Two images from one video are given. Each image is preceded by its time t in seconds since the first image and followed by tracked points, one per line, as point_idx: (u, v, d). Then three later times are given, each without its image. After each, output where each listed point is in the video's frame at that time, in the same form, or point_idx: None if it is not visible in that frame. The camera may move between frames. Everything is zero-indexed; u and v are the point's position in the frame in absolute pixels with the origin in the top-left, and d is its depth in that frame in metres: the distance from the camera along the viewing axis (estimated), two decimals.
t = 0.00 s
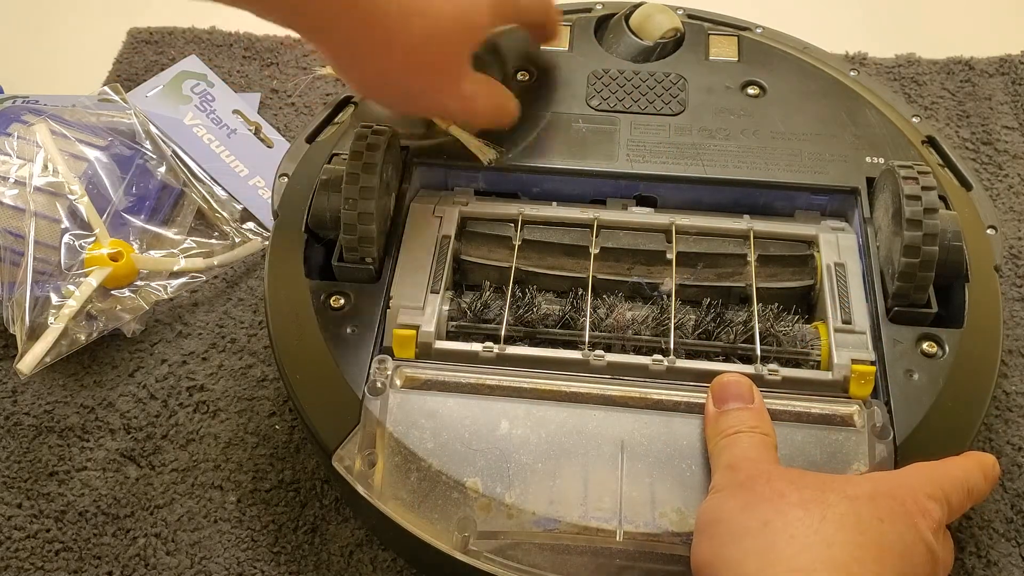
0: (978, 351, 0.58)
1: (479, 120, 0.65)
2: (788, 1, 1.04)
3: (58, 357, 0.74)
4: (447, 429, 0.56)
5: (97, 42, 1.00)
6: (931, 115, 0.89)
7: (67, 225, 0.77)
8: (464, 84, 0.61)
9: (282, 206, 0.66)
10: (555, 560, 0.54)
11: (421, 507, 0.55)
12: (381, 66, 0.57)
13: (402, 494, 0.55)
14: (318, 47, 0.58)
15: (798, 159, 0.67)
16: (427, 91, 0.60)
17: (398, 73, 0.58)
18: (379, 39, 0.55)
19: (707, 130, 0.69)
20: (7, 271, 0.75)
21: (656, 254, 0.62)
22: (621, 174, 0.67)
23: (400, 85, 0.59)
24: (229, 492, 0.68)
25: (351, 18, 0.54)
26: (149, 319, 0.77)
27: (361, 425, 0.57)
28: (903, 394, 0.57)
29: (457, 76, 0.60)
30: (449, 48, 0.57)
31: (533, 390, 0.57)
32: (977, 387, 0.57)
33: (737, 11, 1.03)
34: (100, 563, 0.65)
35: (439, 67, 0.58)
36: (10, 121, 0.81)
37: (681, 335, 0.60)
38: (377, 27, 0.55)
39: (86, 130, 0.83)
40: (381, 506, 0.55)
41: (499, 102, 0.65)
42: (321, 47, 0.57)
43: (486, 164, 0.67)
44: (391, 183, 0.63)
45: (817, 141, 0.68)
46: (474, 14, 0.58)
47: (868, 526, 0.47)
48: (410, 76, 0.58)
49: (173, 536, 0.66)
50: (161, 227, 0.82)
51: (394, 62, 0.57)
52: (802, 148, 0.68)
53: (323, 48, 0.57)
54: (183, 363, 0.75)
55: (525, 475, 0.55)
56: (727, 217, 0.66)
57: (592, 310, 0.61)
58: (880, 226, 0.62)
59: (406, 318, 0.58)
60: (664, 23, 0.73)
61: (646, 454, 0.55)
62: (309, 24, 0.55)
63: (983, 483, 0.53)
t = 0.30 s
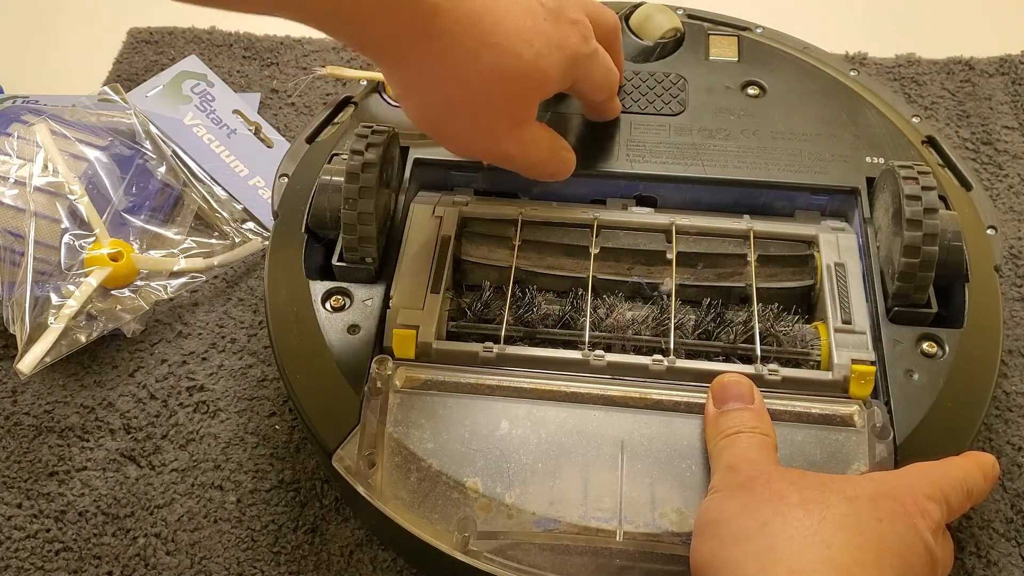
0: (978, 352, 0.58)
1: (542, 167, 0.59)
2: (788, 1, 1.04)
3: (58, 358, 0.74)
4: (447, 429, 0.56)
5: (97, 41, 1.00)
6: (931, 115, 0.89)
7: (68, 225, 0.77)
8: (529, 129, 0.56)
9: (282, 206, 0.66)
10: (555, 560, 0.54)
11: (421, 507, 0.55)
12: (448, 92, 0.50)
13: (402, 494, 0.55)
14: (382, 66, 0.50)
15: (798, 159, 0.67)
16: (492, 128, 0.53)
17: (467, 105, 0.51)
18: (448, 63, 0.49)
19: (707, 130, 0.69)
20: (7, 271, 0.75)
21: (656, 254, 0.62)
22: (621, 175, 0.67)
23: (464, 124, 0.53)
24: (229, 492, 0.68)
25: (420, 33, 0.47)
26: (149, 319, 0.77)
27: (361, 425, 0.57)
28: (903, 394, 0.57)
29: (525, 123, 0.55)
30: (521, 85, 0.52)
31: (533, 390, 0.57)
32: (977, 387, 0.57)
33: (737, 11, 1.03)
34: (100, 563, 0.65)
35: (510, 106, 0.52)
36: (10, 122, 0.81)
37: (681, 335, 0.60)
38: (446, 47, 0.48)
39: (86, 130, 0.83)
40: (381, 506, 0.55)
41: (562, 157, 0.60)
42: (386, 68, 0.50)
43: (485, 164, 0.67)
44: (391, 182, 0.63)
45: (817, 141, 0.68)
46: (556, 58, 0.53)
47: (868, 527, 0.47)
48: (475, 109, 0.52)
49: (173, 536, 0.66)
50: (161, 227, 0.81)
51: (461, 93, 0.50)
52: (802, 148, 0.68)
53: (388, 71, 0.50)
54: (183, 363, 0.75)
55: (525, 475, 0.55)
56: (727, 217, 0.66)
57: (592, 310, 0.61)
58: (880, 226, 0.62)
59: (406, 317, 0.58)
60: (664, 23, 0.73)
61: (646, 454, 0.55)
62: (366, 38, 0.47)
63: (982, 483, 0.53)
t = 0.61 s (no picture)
0: (978, 353, 0.58)
1: (524, 168, 0.59)
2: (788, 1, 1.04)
3: (58, 358, 0.74)
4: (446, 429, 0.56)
5: (97, 41, 1.00)
6: (931, 115, 0.89)
7: (67, 225, 0.77)
8: (513, 130, 0.56)
9: (282, 205, 0.66)
10: (555, 560, 0.54)
11: (421, 507, 0.55)
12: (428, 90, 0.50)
13: (402, 494, 0.55)
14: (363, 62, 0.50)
15: (797, 159, 0.67)
16: (473, 127, 0.53)
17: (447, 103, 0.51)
18: (430, 60, 0.49)
19: (707, 130, 0.69)
20: (7, 271, 0.75)
21: (656, 254, 0.62)
22: (621, 174, 0.67)
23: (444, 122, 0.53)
24: (229, 492, 0.68)
25: (403, 30, 0.47)
26: (149, 319, 0.78)
27: (361, 425, 0.57)
28: (902, 394, 0.57)
29: (507, 123, 0.55)
30: (503, 86, 0.52)
31: (533, 390, 0.57)
32: (977, 386, 0.57)
33: (737, 11, 1.03)
34: (100, 563, 0.65)
35: (490, 106, 0.53)
36: (10, 122, 0.81)
37: (681, 335, 0.60)
38: (429, 45, 0.48)
39: (86, 130, 0.83)
40: (381, 506, 0.55)
41: (543, 160, 0.60)
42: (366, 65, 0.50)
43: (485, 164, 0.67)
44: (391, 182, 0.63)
45: (816, 141, 0.68)
46: (538, 61, 0.53)
47: (869, 529, 0.47)
48: (455, 108, 0.52)
49: (173, 536, 0.66)
50: (161, 227, 0.81)
51: (442, 91, 0.50)
52: (802, 148, 0.68)
53: (370, 67, 0.50)
54: (183, 363, 0.75)
55: (525, 475, 0.55)
56: (727, 217, 0.66)
57: (592, 309, 0.61)
58: (880, 226, 0.62)
59: (406, 317, 0.58)
60: (664, 23, 0.73)
61: (646, 454, 0.55)
62: (349, 33, 0.47)
63: (982, 483, 0.53)
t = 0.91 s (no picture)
0: (978, 353, 0.58)
1: (557, 156, 0.60)
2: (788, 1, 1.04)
3: (58, 358, 0.74)
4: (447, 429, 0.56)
5: (97, 41, 1.00)
6: (931, 115, 0.89)
7: (67, 225, 0.77)
8: (545, 117, 0.57)
9: (282, 205, 0.66)
10: (555, 560, 0.54)
11: (421, 507, 0.55)
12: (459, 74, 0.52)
13: (402, 494, 0.55)
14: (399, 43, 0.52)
15: (798, 159, 0.67)
16: (502, 111, 0.54)
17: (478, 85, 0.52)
18: (457, 44, 0.50)
19: (707, 130, 0.69)
20: (7, 271, 0.75)
21: (656, 254, 0.62)
22: (620, 174, 0.67)
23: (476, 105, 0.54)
24: (229, 492, 0.68)
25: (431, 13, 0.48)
26: (149, 319, 0.78)
27: (361, 425, 0.57)
28: (903, 394, 0.56)
29: (538, 111, 0.56)
30: (531, 72, 0.53)
31: (533, 390, 0.57)
32: (978, 387, 0.57)
33: (737, 11, 1.03)
34: (100, 563, 0.65)
35: (521, 90, 0.53)
36: (10, 122, 0.81)
37: (681, 335, 0.60)
38: (457, 28, 0.49)
39: (86, 130, 0.83)
40: (381, 505, 0.55)
41: (579, 149, 0.60)
42: (399, 45, 0.52)
43: (485, 164, 0.67)
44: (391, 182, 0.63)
45: (816, 141, 0.68)
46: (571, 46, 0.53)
47: (869, 529, 0.47)
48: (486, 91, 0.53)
49: (173, 536, 0.66)
50: (161, 227, 0.81)
51: (469, 74, 0.52)
52: (802, 148, 0.68)
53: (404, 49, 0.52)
54: (182, 362, 0.75)
55: (525, 475, 0.55)
56: (727, 217, 0.66)
57: (592, 309, 0.61)
58: (880, 226, 0.62)
59: (406, 317, 0.58)
60: (664, 23, 0.72)
61: (646, 454, 0.55)
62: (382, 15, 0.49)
63: (982, 483, 0.53)
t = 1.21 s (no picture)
0: (978, 354, 0.58)
1: (575, 166, 0.60)
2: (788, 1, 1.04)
3: (58, 358, 0.74)
4: (447, 429, 0.56)
5: (97, 41, 1.00)
6: (931, 115, 0.89)
7: (67, 225, 0.77)
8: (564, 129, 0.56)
9: (283, 206, 0.66)
10: (555, 560, 0.54)
11: (421, 508, 0.55)
12: (490, 92, 0.51)
13: (402, 495, 0.55)
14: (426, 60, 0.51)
15: (798, 159, 0.67)
16: (526, 126, 0.54)
17: (508, 103, 0.52)
18: (488, 59, 0.49)
19: (708, 130, 0.69)
20: (7, 271, 0.75)
21: (656, 254, 0.62)
22: (620, 174, 0.67)
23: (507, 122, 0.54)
24: (229, 492, 0.68)
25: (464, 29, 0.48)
26: (149, 319, 0.78)
27: (361, 425, 0.57)
28: (903, 393, 0.56)
29: (559, 124, 0.55)
30: (556, 88, 0.52)
31: (533, 390, 0.57)
32: (978, 387, 0.57)
33: (737, 11, 1.03)
34: (100, 563, 0.65)
35: (545, 105, 0.53)
36: (10, 122, 0.81)
37: (681, 335, 0.60)
38: (489, 44, 0.49)
39: (86, 130, 0.83)
40: (381, 506, 0.55)
41: (596, 157, 0.61)
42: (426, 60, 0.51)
43: (485, 164, 0.67)
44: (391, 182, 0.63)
45: (816, 141, 0.68)
46: (590, 60, 0.53)
47: (869, 530, 0.47)
48: (513, 107, 0.52)
49: (173, 536, 0.66)
50: (161, 227, 0.81)
51: (496, 89, 0.51)
52: (802, 148, 0.68)
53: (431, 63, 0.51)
54: (183, 363, 0.75)
55: (525, 476, 0.55)
56: (727, 217, 0.66)
57: (592, 309, 0.61)
58: (880, 226, 0.62)
59: (406, 317, 0.58)
60: (664, 23, 0.74)
61: (646, 454, 0.55)
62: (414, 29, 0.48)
63: (982, 483, 0.53)
